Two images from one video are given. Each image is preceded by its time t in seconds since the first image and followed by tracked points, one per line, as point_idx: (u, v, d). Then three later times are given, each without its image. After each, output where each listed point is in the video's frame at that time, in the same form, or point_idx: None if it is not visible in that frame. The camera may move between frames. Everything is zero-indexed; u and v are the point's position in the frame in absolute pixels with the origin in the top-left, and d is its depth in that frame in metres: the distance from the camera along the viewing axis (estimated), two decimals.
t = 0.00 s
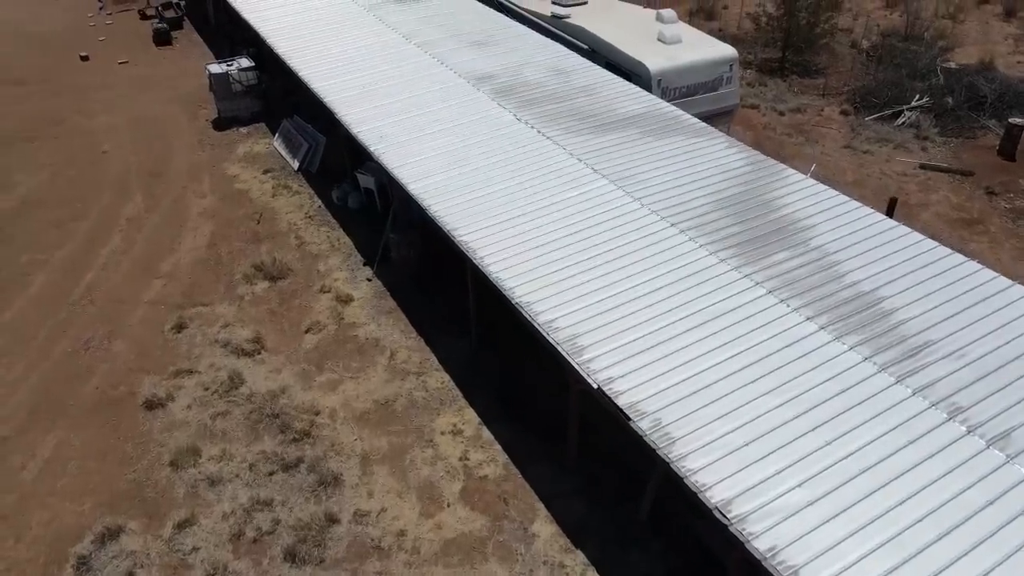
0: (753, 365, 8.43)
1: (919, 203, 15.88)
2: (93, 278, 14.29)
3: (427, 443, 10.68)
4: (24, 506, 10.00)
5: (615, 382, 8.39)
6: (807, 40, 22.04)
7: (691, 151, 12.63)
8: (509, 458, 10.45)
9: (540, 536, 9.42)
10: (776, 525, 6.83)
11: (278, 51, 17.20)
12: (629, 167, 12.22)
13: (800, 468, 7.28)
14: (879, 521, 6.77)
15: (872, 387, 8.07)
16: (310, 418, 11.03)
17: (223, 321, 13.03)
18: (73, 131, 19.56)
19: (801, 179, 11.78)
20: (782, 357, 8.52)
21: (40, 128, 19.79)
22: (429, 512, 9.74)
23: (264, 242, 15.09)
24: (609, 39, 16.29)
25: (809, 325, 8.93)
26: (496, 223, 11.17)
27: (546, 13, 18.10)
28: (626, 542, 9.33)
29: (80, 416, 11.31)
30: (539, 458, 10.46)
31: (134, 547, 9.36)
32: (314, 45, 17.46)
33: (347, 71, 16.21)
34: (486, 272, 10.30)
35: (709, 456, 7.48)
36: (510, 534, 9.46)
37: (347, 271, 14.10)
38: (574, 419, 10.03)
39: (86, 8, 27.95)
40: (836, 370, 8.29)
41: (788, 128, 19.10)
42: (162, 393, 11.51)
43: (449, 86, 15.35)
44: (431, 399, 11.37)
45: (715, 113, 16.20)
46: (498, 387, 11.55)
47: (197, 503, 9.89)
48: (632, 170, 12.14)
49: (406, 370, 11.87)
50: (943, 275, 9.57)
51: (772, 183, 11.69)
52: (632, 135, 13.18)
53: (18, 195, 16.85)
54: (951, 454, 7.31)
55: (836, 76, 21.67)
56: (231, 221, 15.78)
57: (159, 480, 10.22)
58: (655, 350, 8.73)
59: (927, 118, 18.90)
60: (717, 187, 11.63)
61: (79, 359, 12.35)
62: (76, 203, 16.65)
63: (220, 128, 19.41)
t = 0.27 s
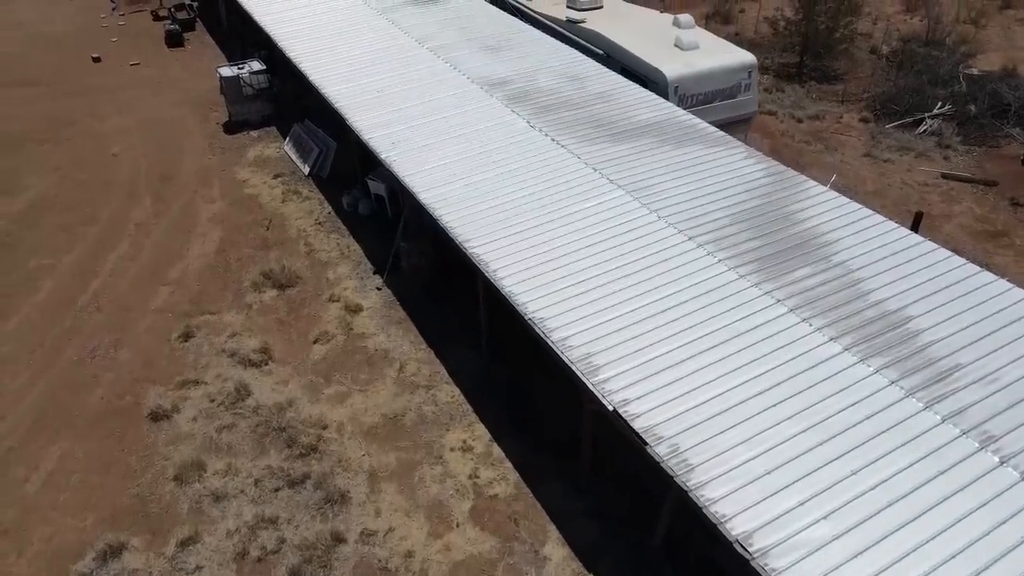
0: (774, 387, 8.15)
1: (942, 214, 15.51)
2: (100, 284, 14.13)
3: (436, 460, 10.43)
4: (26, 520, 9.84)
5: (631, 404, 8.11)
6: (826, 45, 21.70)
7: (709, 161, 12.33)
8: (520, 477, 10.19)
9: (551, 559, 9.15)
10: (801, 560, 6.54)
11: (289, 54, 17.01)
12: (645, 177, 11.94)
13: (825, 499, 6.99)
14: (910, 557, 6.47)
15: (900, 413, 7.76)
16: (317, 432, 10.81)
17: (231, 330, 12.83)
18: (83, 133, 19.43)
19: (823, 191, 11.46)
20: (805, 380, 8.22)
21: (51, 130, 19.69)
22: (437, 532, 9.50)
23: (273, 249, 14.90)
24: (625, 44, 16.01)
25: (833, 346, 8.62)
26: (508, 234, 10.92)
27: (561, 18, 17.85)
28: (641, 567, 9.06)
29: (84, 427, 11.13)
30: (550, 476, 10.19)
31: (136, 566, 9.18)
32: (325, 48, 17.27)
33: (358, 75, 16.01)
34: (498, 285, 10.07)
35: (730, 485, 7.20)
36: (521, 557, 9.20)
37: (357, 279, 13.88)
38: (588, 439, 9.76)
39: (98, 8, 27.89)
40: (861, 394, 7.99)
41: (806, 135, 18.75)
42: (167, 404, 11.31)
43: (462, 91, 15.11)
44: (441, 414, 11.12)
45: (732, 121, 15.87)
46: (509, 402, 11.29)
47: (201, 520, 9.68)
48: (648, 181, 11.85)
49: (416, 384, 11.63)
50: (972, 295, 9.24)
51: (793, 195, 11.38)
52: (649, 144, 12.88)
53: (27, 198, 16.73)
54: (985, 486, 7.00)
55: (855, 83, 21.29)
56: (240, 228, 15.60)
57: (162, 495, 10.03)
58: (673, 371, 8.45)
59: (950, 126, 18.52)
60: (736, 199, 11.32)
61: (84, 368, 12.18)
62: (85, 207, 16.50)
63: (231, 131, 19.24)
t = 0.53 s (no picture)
0: (794, 412, 7.85)
1: (963, 225, 15.16)
2: (105, 291, 13.96)
3: (443, 478, 10.17)
4: (26, 536, 9.66)
5: (646, 428, 7.83)
6: (844, 51, 21.36)
7: (725, 172, 12.03)
8: (529, 496, 9.91)
9: None
10: None
11: (298, 58, 16.81)
12: (660, 188, 11.65)
13: (849, 533, 6.69)
14: None
15: (927, 441, 7.45)
16: (322, 447, 10.57)
17: (236, 340, 12.61)
18: (91, 136, 19.28)
19: (843, 203, 11.14)
20: (827, 404, 7.91)
21: (59, 132, 19.55)
22: (444, 554, 9.25)
23: (281, 256, 14.69)
24: (639, 50, 15.73)
25: (856, 368, 8.31)
26: (519, 247, 10.66)
27: (574, 22, 17.59)
28: None
29: (86, 439, 10.94)
30: (561, 497, 9.91)
31: None
32: (336, 52, 17.05)
33: (368, 80, 15.79)
34: (508, 300, 9.81)
35: (749, 517, 6.91)
36: None
37: (365, 288, 13.65)
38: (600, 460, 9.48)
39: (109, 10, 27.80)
40: (886, 421, 7.68)
41: (823, 142, 18.40)
42: (170, 417, 11.11)
43: (472, 97, 14.86)
44: (449, 429, 10.86)
45: (749, 128, 15.55)
46: (519, 418, 11.02)
47: (203, 538, 9.48)
48: (663, 192, 11.55)
49: (423, 398, 11.39)
50: (1000, 315, 8.92)
51: (812, 208, 11.06)
52: (664, 154, 12.59)
53: (34, 202, 16.58)
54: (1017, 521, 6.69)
55: (873, 89, 20.93)
56: (248, 234, 15.40)
57: (164, 511, 9.82)
58: (689, 394, 8.16)
59: (971, 134, 18.14)
60: (754, 211, 11.02)
61: (87, 377, 12.00)
62: (91, 211, 16.34)
63: (239, 135, 19.05)
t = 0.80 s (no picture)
0: (817, 438, 7.54)
1: (985, 237, 14.80)
2: (110, 298, 13.77)
3: (451, 496, 9.91)
4: (24, 553, 9.47)
5: (662, 453, 7.55)
6: (861, 56, 21.01)
7: (742, 182, 11.72)
8: (540, 517, 9.64)
9: None
10: None
11: (308, 62, 16.60)
12: (675, 199, 11.35)
13: (877, 570, 6.39)
14: None
15: (957, 471, 7.14)
16: (328, 463, 10.33)
17: (241, 350, 12.39)
18: (99, 139, 19.13)
19: (865, 216, 10.81)
20: (851, 430, 7.60)
21: (67, 135, 19.40)
22: None
23: (287, 264, 14.47)
24: (654, 56, 15.44)
25: (881, 391, 8.00)
26: (530, 260, 10.39)
27: (587, 27, 17.32)
28: None
29: (87, 452, 10.73)
30: (572, 518, 9.63)
31: None
32: (345, 56, 16.84)
33: (377, 84, 15.55)
34: (519, 315, 9.54)
35: (771, 550, 6.61)
36: None
37: (373, 298, 13.42)
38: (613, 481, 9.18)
39: (119, 11, 27.71)
40: (914, 448, 7.37)
41: (840, 150, 18.05)
42: (173, 430, 10.89)
43: (483, 103, 14.60)
44: (457, 446, 10.60)
45: (765, 137, 15.22)
46: (529, 434, 10.74)
47: (204, 557, 9.25)
48: (679, 203, 11.26)
49: (431, 413, 11.14)
50: None
51: (833, 221, 10.74)
52: (679, 163, 12.29)
53: (40, 206, 16.42)
54: None
55: (891, 95, 20.56)
56: (254, 241, 15.19)
57: (165, 529, 9.61)
58: (707, 417, 7.87)
59: (992, 143, 17.78)
60: (772, 224, 10.70)
61: (89, 388, 11.80)
62: (97, 216, 16.16)
63: (247, 139, 18.86)
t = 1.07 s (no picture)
0: (842, 465, 7.25)
1: (1008, 249, 14.45)
2: (115, 305, 13.58)
3: (459, 516, 9.65)
4: (23, 570, 9.27)
5: (680, 480, 7.27)
6: (880, 61, 20.64)
7: (760, 193, 11.41)
8: (550, 538, 9.37)
9: None
10: None
11: (317, 65, 16.38)
12: (692, 210, 11.06)
13: None
14: None
15: (989, 503, 6.83)
16: (334, 479, 10.09)
17: (247, 360, 12.17)
18: (107, 142, 18.97)
19: (887, 230, 10.48)
20: (877, 457, 7.31)
21: (75, 138, 19.25)
22: None
23: (295, 271, 14.25)
24: (669, 61, 15.14)
25: (908, 416, 7.69)
26: (543, 273, 10.13)
27: (600, 31, 17.04)
28: None
29: (89, 465, 10.53)
30: (584, 539, 9.36)
31: None
32: (355, 60, 16.63)
33: (386, 89, 15.33)
34: (531, 331, 9.29)
35: None
36: None
37: (381, 307, 13.17)
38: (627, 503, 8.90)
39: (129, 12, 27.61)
40: (943, 478, 7.07)
41: (858, 157, 17.70)
42: (176, 443, 10.67)
43: (494, 109, 14.34)
44: (466, 462, 10.34)
45: (782, 145, 14.89)
46: (540, 451, 10.47)
47: None
48: (695, 214, 10.96)
49: (439, 427, 10.88)
50: None
51: (854, 234, 10.42)
52: (695, 173, 11.99)
53: (47, 211, 16.26)
54: None
55: (909, 101, 20.17)
56: (262, 247, 14.98)
57: (167, 546, 9.39)
58: (726, 441, 7.59)
59: (1015, 151, 17.43)
60: (792, 237, 10.40)
61: (93, 398, 11.59)
62: (103, 220, 15.98)
63: (255, 143, 18.67)
